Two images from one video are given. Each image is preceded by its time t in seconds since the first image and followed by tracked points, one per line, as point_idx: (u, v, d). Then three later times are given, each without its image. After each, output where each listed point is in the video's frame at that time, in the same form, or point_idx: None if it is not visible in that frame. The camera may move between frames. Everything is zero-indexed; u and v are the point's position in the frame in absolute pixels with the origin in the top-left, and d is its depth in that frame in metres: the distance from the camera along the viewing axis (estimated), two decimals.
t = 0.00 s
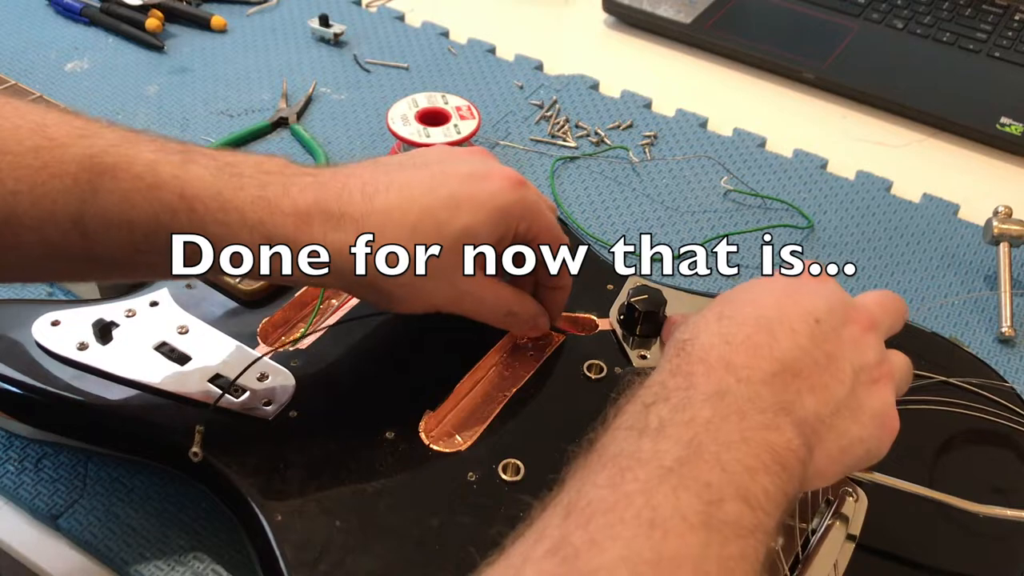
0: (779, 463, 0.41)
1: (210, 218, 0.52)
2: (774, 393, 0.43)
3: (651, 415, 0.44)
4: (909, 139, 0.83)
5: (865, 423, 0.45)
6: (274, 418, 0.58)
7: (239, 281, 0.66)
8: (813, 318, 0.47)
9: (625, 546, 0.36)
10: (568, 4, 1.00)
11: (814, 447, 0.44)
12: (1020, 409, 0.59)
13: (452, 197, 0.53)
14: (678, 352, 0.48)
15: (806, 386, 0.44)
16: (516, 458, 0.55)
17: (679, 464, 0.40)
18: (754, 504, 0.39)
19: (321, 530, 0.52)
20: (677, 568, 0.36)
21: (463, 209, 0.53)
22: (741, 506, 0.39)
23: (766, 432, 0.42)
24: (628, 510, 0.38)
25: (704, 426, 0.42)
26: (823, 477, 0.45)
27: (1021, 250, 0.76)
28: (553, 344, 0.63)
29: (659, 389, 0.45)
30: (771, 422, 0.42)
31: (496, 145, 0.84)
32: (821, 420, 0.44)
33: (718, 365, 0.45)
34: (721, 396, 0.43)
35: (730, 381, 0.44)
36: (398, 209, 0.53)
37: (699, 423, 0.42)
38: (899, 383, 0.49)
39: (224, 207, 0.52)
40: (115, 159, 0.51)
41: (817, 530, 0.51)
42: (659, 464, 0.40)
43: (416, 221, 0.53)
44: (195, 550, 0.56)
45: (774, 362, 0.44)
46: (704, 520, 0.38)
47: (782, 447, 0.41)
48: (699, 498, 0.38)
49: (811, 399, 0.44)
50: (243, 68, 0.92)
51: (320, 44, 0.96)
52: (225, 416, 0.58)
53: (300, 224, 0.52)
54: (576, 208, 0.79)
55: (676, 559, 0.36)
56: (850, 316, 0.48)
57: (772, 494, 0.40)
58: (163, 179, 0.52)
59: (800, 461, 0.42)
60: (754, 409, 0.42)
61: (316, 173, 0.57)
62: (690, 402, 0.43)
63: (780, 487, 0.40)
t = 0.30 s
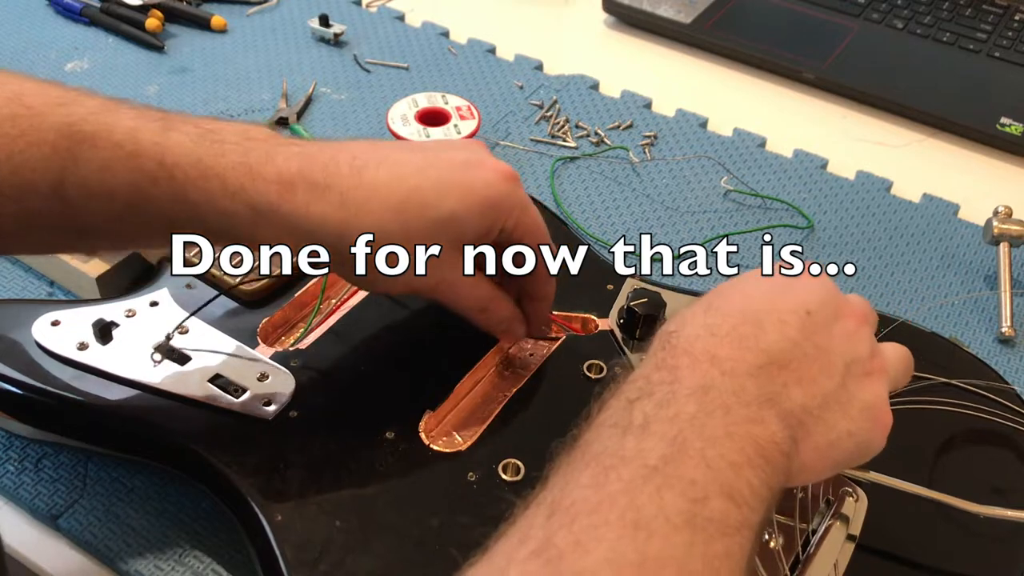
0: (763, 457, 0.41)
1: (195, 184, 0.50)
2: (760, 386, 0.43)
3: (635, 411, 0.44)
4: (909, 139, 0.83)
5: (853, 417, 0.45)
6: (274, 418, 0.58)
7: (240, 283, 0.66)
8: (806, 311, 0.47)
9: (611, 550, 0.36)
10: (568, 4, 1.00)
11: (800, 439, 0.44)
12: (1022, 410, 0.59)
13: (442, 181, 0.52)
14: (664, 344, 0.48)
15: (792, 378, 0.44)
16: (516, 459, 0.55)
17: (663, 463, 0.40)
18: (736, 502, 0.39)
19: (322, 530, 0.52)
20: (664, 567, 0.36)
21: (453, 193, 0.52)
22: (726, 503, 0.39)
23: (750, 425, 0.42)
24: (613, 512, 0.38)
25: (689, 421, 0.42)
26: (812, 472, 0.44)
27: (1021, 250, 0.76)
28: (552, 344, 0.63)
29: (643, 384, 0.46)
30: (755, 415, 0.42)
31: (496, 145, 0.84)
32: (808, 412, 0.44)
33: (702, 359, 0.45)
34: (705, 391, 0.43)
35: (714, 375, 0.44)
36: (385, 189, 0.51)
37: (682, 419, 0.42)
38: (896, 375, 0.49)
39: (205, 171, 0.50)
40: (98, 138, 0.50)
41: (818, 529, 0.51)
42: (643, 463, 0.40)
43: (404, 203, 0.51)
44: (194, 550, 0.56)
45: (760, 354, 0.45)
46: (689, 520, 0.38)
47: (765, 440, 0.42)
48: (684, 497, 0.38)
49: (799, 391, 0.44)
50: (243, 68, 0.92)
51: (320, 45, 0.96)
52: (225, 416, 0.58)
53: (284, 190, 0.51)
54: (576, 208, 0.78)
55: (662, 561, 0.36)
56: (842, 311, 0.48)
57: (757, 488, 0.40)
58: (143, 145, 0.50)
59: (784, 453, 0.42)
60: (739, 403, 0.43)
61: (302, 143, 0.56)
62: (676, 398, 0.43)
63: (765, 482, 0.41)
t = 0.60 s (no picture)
0: (761, 449, 0.41)
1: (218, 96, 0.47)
2: (760, 375, 0.43)
3: (635, 400, 0.43)
4: (910, 139, 0.83)
5: (852, 412, 0.45)
6: (274, 418, 0.58)
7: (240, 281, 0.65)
8: (804, 305, 0.47)
9: (611, 542, 0.36)
10: (568, 4, 1.00)
11: (799, 432, 0.44)
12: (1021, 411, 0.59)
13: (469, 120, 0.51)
14: (665, 333, 0.48)
15: (792, 369, 0.44)
16: (516, 458, 0.56)
17: (663, 452, 0.40)
18: (736, 494, 0.39)
19: (322, 530, 0.52)
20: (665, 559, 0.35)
21: (479, 130, 0.51)
22: (724, 496, 0.39)
23: (750, 417, 0.42)
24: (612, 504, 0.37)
25: (690, 411, 0.42)
26: (808, 466, 0.44)
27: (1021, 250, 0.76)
28: (552, 345, 0.63)
29: (644, 373, 0.45)
30: (755, 406, 0.42)
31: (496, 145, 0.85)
32: (806, 404, 0.44)
33: (704, 347, 0.45)
34: (705, 379, 0.43)
35: (716, 364, 0.44)
36: (416, 111, 0.50)
37: (684, 409, 0.42)
38: (892, 377, 0.49)
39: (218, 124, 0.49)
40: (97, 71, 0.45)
41: (817, 529, 0.51)
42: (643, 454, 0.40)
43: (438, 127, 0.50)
44: (194, 550, 0.56)
45: (761, 345, 0.45)
46: (687, 512, 0.38)
47: (764, 432, 0.42)
48: (683, 489, 0.38)
49: (798, 382, 0.44)
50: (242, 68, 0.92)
51: (320, 45, 0.96)
52: (224, 415, 0.58)
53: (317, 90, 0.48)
54: (576, 208, 0.79)
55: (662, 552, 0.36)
56: (842, 308, 0.49)
57: (755, 481, 0.40)
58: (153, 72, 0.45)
59: (782, 446, 0.42)
60: (739, 393, 0.43)
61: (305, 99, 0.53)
62: (675, 387, 0.43)
63: (761, 474, 0.41)
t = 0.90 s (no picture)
0: (761, 453, 0.41)
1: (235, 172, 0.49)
2: (758, 380, 0.44)
3: (635, 405, 0.43)
4: (909, 139, 0.83)
5: (850, 416, 0.45)
6: (274, 418, 0.58)
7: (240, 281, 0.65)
8: (804, 309, 0.47)
9: (612, 546, 0.36)
10: (568, 3, 1.00)
11: (797, 437, 0.44)
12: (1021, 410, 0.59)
13: (518, 195, 0.56)
14: (664, 338, 0.48)
15: (789, 375, 0.44)
16: (517, 458, 0.55)
17: (664, 457, 0.40)
18: (736, 499, 0.39)
19: (322, 529, 0.52)
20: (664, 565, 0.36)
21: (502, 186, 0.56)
22: (725, 499, 0.39)
23: (748, 421, 0.42)
24: (614, 508, 0.37)
25: (688, 417, 0.42)
26: (808, 469, 0.44)
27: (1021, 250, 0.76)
28: (552, 344, 0.63)
29: (643, 378, 0.45)
30: (753, 411, 0.42)
31: (496, 145, 0.85)
32: (805, 409, 0.44)
33: (701, 354, 0.45)
34: (704, 385, 0.43)
35: (714, 370, 0.44)
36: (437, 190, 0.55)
37: (683, 414, 0.42)
38: (894, 378, 0.48)
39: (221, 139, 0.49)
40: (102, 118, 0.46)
41: (818, 529, 0.51)
42: (643, 459, 0.40)
43: (497, 212, 0.55)
44: (194, 550, 0.56)
45: (759, 351, 0.45)
46: (689, 515, 0.38)
47: (763, 436, 0.42)
48: (684, 492, 0.38)
49: (797, 387, 0.44)
50: (242, 68, 0.92)
51: (320, 44, 0.96)
52: (224, 416, 0.58)
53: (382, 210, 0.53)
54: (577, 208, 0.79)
55: (661, 556, 0.36)
56: (842, 311, 0.49)
57: (755, 485, 0.40)
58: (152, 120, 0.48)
59: (780, 450, 0.42)
60: (738, 398, 0.43)
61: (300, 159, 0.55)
62: (674, 393, 0.43)
63: (761, 477, 0.41)
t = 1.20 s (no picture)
0: (770, 448, 0.41)
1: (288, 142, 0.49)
2: (763, 378, 0.44)
3: (642, 406, 0.43)
4: (909, 139, 0.83)
5: (855, 412, 0.45)
6: (274, 418, 0.58)
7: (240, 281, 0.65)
8: (806, 307, 0.47)
9: (625, 542, 0.36)
10: (568, 3, 1.00)
11: (805, 432, 0.44)
12: (1021, 411, 0.59)
13: (514, 178, 0.55)
14: (666, 342, 0.48)
15: (794, 373, 0.45)
16: (516, 458, 0.55)
17: (673, 455, 0.40)
18: (749, 494, 0.39)
19: (321, 529, 0.52)
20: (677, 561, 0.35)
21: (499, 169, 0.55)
22: (736, 493, 0.39)
23: (756, 418, 0.42)
24: (626, 505, 0.37)
25: (695, 415, 0.42)
26: (816, 466, 0.44)
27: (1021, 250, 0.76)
28: (552, 344, 0.63)
29: (648, 380, 0.45)
30: (759, 408, 0.42)
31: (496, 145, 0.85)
32: (811, 406, 0.44)
33: (705, 354, 0.45)
34: (710, 384, 0.43)
35: (717, 370, 0.44)
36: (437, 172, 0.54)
37: (689, 413, 0.42)
38: (894, 374, 0.49)
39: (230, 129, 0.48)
40: (122, 110, 0.46)
41: (818, 528, 0.51)
42: (652, 457, 0.40)
43: (494, 194, 0.54)
44: (194, 550, 0.56)
45: (763, 350, 0.45)
46: (700, 509, 0.37)
47: (771, 432, 0.42)
48: (694, 489, 0.38)
49: (802, 384, 0.44)
50: (242, 68, 0.92)
51: (320, 44, 0.96)
52: (223, 416, 0.58)
53: (388, 204, 0.53)
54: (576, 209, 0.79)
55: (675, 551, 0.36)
56: (842, 308, 0.49)
57: (765, 480, 0.40)
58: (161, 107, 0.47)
59: (789, 446, 0.42)
60: (743, 396, 0.43)
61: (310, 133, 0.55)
62: (680, 393, 0.43)
63: (771, 472, 0.41)
